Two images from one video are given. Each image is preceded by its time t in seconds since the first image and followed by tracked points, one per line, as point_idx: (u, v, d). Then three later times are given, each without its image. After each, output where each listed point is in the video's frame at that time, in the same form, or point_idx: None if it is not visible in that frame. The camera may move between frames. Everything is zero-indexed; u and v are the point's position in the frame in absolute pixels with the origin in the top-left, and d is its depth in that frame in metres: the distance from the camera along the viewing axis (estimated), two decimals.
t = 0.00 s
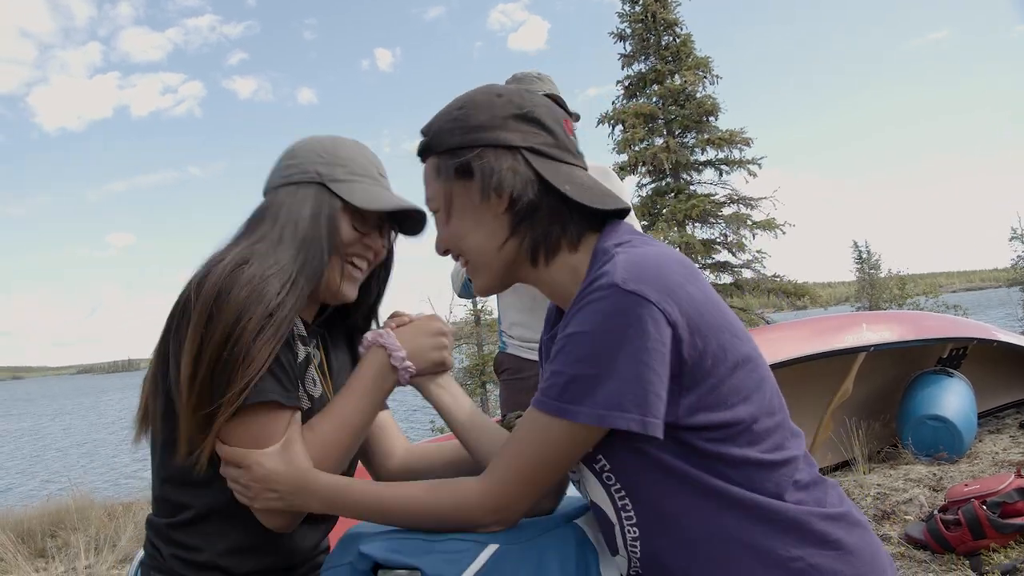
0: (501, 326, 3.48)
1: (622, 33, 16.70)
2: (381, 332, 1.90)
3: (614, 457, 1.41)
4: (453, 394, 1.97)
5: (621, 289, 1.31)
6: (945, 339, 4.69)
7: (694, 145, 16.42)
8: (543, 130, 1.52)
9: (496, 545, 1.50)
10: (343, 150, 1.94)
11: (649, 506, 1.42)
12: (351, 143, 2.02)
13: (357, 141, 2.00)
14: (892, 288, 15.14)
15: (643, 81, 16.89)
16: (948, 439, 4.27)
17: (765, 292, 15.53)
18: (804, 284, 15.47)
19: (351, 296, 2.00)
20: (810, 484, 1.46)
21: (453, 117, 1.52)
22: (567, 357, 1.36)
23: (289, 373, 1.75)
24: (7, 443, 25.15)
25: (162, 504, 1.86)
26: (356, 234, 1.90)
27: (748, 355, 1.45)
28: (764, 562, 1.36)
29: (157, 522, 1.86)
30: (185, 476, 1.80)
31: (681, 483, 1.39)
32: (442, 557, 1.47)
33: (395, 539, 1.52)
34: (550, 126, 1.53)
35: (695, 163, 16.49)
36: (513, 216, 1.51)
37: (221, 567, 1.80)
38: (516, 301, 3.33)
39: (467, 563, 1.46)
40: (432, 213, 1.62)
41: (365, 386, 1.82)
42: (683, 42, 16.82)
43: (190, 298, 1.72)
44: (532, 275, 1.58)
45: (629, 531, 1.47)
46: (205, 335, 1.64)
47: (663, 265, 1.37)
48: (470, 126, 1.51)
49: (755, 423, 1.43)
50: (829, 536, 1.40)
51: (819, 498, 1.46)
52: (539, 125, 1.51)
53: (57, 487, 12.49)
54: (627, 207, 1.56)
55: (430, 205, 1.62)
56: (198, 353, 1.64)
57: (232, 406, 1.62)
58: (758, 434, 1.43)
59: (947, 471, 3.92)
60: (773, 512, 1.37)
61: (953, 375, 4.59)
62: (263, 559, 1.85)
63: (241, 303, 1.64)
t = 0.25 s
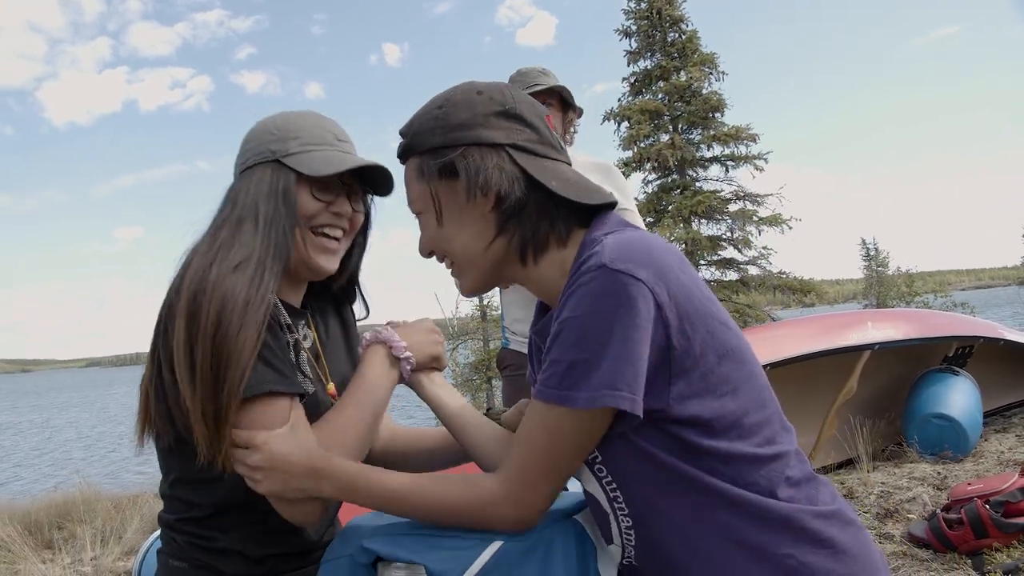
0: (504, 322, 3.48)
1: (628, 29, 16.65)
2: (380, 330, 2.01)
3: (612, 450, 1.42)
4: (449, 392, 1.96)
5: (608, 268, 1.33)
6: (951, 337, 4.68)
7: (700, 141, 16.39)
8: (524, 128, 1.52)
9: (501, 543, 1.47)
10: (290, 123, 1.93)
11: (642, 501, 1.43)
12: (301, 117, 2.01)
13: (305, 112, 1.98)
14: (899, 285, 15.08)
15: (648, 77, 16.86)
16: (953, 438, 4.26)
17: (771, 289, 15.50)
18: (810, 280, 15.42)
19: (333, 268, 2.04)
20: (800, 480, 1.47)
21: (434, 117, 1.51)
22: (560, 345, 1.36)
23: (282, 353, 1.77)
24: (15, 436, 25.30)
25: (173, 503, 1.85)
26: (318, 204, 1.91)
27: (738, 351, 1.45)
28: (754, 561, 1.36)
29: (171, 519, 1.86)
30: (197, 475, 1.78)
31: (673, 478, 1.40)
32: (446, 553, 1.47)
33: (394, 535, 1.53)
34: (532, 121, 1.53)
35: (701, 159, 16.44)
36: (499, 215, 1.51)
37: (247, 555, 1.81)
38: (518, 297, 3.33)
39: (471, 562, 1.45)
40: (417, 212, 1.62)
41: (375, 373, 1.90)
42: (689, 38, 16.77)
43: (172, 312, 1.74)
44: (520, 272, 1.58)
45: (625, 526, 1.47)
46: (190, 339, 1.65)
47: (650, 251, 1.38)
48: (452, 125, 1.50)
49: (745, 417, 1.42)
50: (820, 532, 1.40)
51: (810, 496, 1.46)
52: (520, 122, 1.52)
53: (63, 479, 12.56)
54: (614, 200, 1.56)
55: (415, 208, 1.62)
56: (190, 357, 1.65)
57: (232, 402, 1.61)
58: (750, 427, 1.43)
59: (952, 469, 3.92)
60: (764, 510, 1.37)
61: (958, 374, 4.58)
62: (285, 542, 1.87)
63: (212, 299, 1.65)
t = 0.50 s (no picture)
0: (510, 321, 3.48)
1: (635, 28, 16.64)
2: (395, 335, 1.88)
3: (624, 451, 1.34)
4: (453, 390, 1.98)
5: (641, 263, 1.21)
6: (958, 336, 4.67)
7: (706, 139, 16.36)
8: (538, 125, 1.43)
9: (502, 538, 1.44)
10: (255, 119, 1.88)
11: (652, 506, 1.35)
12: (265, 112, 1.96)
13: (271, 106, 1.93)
14: (907, 283, 15.05)
15: (655, 76, 16.84)
16: (960, 436, 4.25)
17: (777, 288, 15.43)
18: (817, 279, 15.39)
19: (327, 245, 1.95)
20: (806, 481, 1.42)
21: (448, 107, 1.41)
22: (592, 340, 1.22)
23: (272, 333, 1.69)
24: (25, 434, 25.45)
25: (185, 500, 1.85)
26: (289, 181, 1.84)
27: (748, 348, 1.39)
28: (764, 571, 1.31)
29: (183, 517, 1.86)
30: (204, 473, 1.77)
31: (685, 485, 1.31)
32: (451, 548, 1.42)
33: (400, 527, 1.45)
34: (546, 118, 1.44)
35: (707, 158, 16.41)
36: (511, 209, 1.41)
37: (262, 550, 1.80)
38: (522, 297, 3.34)
39: (473, 557, 1.40)
40: (423, 203, 1.51)
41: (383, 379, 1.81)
42: (696, 37, 16.75)
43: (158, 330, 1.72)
44: (522, 269, 1.50)
45: (636, 530, 1.40)
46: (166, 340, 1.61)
47: (673, 245, 1.29)
48: (465, 113, 1.40)
49: (754, 418, 1.36)
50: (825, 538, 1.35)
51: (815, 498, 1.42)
52: (536, 118, 1.42)
53: (72, 477, 12.65)
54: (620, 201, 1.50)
55: (420, 196, 1.51)
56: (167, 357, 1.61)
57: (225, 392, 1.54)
58: (758, 427, 1.37)
59: (960, 468, 3.91)
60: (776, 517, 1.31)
61: (966, 372, 4.57)
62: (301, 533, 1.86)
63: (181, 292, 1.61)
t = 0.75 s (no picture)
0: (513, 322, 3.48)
1: (637, 28, 16.64)
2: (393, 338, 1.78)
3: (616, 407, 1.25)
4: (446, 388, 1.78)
5: (653, 223, 1.18)
6: (963, 332, 4.66)
7: (710, 138, 16.35)
8: (608, 96, 1.41)
9: (497, 542, 1.43)
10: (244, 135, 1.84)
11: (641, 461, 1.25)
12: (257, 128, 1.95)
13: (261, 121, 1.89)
14: (912, 280, 15.02)
15: (658, 75, 16.84)
16: (966, 433, 4.25)
17: (783, 286, 15.38)
18: (822, 277, 15.35)
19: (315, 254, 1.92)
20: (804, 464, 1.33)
21: (529, 57, 1.40)
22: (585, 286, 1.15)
23: (236, 345, 1.68)
24: (33, 439, 25.56)
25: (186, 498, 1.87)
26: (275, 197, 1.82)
27: (759, 330, 1.32)
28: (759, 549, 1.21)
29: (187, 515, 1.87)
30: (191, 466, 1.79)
31: (679, 441, 1.23)
32: (445, 553, 1.42)
33: (396, 534, 1.45)
34: (617, 96, 1.43)
35: (711, 157, 16.39)
36: (561, 163, 1.38)
37: (260, 538, 1.79)
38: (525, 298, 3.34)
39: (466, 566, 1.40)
40: (478, 139, 1.47)
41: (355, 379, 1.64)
42: (699, 36, 16.74)
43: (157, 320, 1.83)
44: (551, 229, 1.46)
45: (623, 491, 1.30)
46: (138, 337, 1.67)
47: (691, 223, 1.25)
48: (540, 61, 1.39)
49: (756, 396, 1.27)
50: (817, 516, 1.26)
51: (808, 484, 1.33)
52: (607, 92, 1.41)
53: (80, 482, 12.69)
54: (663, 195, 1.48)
55: (476, 129, 1.48)
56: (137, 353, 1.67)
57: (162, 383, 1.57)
58: (763, 407, 1.29)
59: (966, 465, 3.90)
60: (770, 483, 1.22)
61: (971, 368, 4.55)
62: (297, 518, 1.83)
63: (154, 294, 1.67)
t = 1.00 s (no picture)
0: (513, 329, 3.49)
1: (636, 34, 16.68)
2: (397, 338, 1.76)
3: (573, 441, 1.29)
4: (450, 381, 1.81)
5: (576, 260, 1.22)
6: (963, 336, 4.66)
7: (709, 144, 16.38)
8: (593, 126, 1.44)
9: (497, 547, 1.44)
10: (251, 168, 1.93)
11: (602, 493, 1.29)
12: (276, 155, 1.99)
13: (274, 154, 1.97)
14: (913, 284, 15.04)
15: (658, 81, 16.88)
16: (966, 437, 4.26)
17: (783, 291, 15.38)
18: (822, 281, 15.36)
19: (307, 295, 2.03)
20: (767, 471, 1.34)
21: (522, 75, 1.44)
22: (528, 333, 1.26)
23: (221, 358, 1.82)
24: (34, 447, 25.56)
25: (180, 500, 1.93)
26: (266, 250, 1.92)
27: (710, 340, 1.33)
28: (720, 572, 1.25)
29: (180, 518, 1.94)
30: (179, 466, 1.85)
31: (634, 474, 1.27)
32: (444, 558, 1.44)
33: (398, 538, 1.47)
34: (602, 126, 1.45)
35: (711, 162, 16.41)
36: (531, 184, 1.41)
37: (239, 533, 1.82)
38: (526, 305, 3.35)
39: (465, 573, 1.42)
40: (463, 148, 1.52)
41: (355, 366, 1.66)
42: (697, 42, 16.77)
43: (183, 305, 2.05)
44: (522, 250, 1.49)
45: (590, 523, 1.34)
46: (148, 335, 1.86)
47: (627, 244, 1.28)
48: (532, 83, 1.43)
49: (711, 415, 1.30)
50: (777, 533, 1.28)
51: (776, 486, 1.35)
52: (591, 120, 1.43)
53: (81, 490, 12.68)
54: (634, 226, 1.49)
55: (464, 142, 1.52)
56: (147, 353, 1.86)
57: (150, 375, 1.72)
58: (722, 424, 1.31)
59: (966, 469, 3.90)
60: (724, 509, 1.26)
61: (971, 372, 4.56)
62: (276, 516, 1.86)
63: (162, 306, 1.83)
